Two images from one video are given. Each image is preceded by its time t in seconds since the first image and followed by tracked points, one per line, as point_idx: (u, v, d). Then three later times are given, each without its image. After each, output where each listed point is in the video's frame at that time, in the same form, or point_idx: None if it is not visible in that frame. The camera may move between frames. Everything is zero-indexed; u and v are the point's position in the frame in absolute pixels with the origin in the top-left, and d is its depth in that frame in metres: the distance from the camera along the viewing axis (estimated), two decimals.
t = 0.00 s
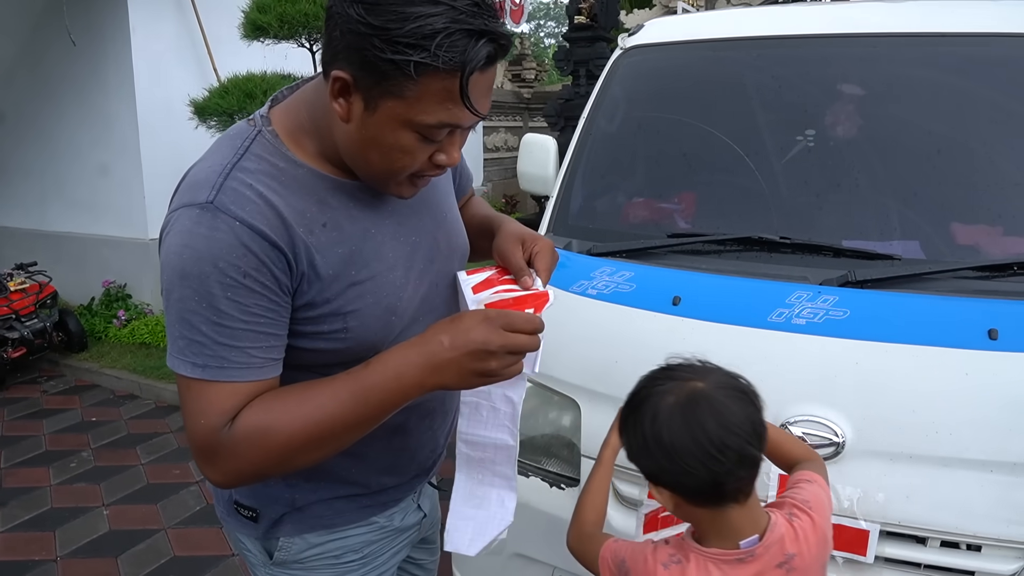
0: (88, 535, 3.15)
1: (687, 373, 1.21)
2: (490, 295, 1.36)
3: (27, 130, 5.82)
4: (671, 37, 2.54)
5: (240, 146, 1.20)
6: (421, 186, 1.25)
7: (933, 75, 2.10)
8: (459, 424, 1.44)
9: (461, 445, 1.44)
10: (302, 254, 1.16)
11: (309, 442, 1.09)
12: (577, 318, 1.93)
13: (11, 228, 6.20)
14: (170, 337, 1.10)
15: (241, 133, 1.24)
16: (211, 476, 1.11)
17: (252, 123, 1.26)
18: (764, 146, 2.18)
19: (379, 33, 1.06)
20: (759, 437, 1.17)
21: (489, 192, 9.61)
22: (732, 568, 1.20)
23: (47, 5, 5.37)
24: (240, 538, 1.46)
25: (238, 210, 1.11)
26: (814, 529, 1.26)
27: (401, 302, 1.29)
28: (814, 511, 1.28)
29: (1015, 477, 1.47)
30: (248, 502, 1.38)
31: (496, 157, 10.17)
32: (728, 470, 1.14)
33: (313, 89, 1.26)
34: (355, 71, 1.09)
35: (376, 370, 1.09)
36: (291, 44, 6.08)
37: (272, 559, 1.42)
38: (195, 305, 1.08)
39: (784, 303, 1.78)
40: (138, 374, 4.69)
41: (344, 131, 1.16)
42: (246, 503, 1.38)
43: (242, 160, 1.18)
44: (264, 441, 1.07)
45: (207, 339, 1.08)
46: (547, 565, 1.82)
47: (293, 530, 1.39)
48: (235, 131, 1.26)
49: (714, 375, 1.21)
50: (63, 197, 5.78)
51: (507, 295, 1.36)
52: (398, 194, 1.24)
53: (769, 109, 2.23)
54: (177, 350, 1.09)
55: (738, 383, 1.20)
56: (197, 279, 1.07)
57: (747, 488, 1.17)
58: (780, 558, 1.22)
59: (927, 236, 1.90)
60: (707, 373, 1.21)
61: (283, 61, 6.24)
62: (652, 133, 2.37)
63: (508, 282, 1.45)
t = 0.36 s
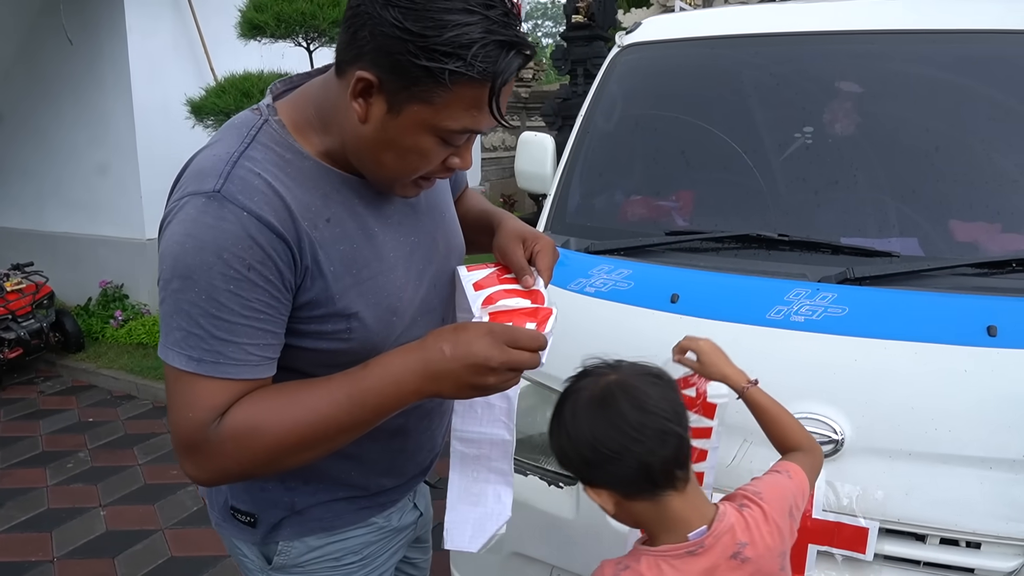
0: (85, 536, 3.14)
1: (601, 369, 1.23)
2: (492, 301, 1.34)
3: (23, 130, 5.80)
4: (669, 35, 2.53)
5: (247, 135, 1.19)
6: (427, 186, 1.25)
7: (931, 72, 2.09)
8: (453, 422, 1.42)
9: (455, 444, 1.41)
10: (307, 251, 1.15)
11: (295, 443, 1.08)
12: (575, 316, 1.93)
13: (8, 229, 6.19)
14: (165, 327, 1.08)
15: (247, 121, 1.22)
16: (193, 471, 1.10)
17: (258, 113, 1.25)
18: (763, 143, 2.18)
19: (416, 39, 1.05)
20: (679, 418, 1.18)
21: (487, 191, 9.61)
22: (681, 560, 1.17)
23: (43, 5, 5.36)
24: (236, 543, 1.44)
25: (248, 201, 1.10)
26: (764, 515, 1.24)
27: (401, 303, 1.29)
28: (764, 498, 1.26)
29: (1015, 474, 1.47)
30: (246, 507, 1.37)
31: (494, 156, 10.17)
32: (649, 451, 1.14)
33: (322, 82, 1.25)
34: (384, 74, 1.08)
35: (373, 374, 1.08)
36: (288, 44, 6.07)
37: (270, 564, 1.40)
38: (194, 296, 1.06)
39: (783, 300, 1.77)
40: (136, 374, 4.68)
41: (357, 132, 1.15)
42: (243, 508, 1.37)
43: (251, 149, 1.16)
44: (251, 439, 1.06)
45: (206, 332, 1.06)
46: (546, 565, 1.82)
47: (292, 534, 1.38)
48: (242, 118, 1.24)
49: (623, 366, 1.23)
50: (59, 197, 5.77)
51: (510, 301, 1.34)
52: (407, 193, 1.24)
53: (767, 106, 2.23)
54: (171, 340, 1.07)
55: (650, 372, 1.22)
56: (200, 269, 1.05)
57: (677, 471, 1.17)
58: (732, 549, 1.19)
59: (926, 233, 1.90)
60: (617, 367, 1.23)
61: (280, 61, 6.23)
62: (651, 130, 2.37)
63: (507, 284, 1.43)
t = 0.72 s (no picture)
0: (79, 536, 3.13)
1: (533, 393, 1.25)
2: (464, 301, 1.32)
3: (18, 129, 5.79)
4: (665, 34, 2.53)
5: (250, 113, 1.17)
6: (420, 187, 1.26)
7: (928, 71, 2.09)
8: (435, 425, 1.40)
9: (438, 446, 1.41)
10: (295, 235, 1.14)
11: (244, 424, 1.05)
12: (571, 315, 1.92)
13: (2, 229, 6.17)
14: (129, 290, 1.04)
15: (251, 100, 1.21)
16: (130, 442, 1.04)
17: (261, 93, 1.24)
18: (759, 142, 2.18)
19: (437, 50, 1.05)
20: (610, 430, 1.18)
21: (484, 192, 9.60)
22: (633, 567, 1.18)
23: (38, 4, 5.34)
24: (218, 551, 1.43)
25: (242, 176, 1.08)
26: (727, 518, 1.22)
27: (388, 297, 1.29)
28: (731, 503, 1.24)
29: (1011, 472, 1.47)
30: (230, 514, 1.36)
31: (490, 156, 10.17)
32: (579, 467, 1.15)
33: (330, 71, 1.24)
34: (398, 79, 1.07)
35: (335, 364, 1.07)
36: (284, 43, 6.07)
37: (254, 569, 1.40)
38: (171, 266, 1.02)
39: (780, 298, 1.77)
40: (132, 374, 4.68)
41: (359, 128, 1.14)
42: (227, 515, 1.36)
43: (252, 126, 1.15)
44: (201, 415, 1.03)
45: (174, 304, 1.02)
46: (542, 564, 1.82)
47: (277, 538, 1.37)
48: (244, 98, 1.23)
49: (553, 389, 1.24)
50: (54, 196, 5.76)
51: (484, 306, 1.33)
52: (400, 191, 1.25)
53: (763, 105, 2.23)
54: (133, 305, 1.02)
55: (583, 391, 1.23)
56: (181, 237, 1.02)
57: (612, 484, 1.17)
58: (687, 551, 1.18)
59: (922, 231, 1.90)
60: (550, 388, 1.25)
61: (276, 60, 6.23)
62: (648, 129, 2.36)
63: (484, 284, 1.42)
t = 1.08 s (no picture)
0: (77, 536, 3.12)
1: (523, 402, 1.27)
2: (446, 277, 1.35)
3: (17, 129, 5.78)
4: (665, 34, 2.53)
5: (231, 93, 1.18)
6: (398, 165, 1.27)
7: (927, 71, 2.09)
8: (430, 422, 1.42)
9: (434, 444, 1.43)
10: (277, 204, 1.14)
11: (223, 389, 1.00)
12: (571, 315, 1.92)
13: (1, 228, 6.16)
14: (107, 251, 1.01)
15: (230, 84, 1.22)
16: (97, 418, 0.96)
17: (241, 78, 1.25)
18: (758, 142, 2.18)
19: (408, 31, 1.05)
20: (592, 437, 1.18)
21: (483, 192, 9.60)
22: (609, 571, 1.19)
23: (37, 4, 5.34)
24: (207, 556, 1.41)
25: (225, 144, 1.09)
26: (707, 526, 1.18)
27: (372, 278, 1.29)
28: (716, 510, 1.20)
29: (1010, 471, 1.47)
30: (223, 517, 1.35)
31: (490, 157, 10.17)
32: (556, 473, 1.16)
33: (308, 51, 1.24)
34: (371, 59, 1.08)
35: (318, 324, 1.04)
36: (283, 42, 6.07)
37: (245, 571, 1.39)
38: (151, 225, 1.00)
39: (779, 298, 1.76)
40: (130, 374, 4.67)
41: (335, 108, 1.15)
42: (219, 518, 1.35)
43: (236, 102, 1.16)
44: (178, 379, 0.97)
45: (155, 258, 0.99)
46: (541, 564, 1.82)
47: (268, 539, 1.36)
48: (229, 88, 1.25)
49: (541, 397, 1.26)
50: (53, 196, 5.75)
51: (462, 280, 1.35)
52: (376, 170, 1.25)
53: (763, 105, 2.23)
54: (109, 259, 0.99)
55: (566, 397, 1.24)
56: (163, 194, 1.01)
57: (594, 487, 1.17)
58: (662, 556, 1.17)
59: (921, 231, 1.90)
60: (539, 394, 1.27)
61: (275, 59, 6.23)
62: (647, 129, 2.36)
63: (468, 265, 1.44)
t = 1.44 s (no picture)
0: (78, 535, 3.12)
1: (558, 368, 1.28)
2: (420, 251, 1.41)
3: (18, 129, 5.78)
4: (666, 33, 2.53)
5: (243, 79, 1.23)
6: (382, 156, 1.28)
7: (930, 70, 2.09)
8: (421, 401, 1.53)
9: (424, 422, 1.52)
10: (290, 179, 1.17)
11: (255, 314, 0.93)
12: (573, 314, 1.91)
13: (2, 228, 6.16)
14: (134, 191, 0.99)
15: (239, 75, 1.27)
16: (119, 331, 0.85)
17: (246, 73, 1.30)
18: (760, 141, 2.18)
19: (371, 26, 1.05)
20: (607, 434, 1.19)
21: (484, 192, 9.60)
22: (608, 559, 1.25)
23: (38, 4, 5.35)
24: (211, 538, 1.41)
25: (249, 115, 1.13)
26: (703, 527, 1.17)
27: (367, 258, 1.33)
28: (716, 511, 1.18)
29: (1013, 471, 1.47)
30: (231, 501, 1.34)
31: (490, 157, 10.17)
32: (563, 461, 1.23)
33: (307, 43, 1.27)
34: (341, 54, 1.08)
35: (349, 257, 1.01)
36: (284, 42, 6.07)
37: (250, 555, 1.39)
38: (185, 164, 1.00)
39: (781, 296, 1.76)
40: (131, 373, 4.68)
41: (315, 100, 1.17)
42: (227, 502, 1.34)
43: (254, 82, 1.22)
44: (212, 296, 0.89)
45: (192, 189, 0.98)
46: (543, 562, 1.81)
47: (271, 520, 1.36)
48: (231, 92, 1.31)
49: (573, 370, 1.27)
50: (54, 195, 5.75)
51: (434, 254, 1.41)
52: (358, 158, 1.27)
53: (765, 104, 2.23)
54: (140, 192, 0.97)
55: (598, 382, 1.23)
56: (197, 144, 1.03)
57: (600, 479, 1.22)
58: (654, 544, 1.20)
59: (924, 230, 1.89)
60: (577, 368, 1.27)
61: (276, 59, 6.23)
62: (648, 128, 2.36)
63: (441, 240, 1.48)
